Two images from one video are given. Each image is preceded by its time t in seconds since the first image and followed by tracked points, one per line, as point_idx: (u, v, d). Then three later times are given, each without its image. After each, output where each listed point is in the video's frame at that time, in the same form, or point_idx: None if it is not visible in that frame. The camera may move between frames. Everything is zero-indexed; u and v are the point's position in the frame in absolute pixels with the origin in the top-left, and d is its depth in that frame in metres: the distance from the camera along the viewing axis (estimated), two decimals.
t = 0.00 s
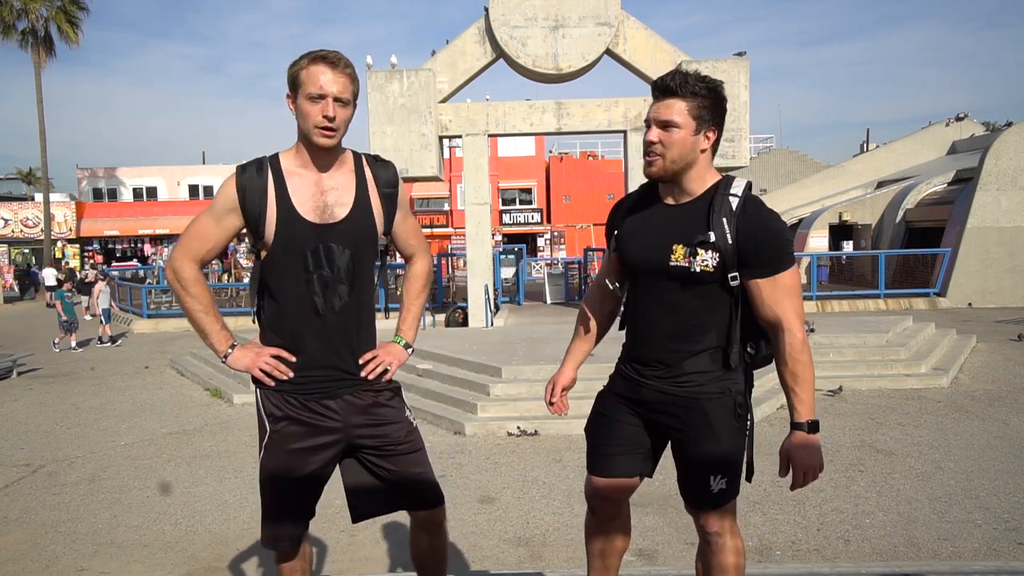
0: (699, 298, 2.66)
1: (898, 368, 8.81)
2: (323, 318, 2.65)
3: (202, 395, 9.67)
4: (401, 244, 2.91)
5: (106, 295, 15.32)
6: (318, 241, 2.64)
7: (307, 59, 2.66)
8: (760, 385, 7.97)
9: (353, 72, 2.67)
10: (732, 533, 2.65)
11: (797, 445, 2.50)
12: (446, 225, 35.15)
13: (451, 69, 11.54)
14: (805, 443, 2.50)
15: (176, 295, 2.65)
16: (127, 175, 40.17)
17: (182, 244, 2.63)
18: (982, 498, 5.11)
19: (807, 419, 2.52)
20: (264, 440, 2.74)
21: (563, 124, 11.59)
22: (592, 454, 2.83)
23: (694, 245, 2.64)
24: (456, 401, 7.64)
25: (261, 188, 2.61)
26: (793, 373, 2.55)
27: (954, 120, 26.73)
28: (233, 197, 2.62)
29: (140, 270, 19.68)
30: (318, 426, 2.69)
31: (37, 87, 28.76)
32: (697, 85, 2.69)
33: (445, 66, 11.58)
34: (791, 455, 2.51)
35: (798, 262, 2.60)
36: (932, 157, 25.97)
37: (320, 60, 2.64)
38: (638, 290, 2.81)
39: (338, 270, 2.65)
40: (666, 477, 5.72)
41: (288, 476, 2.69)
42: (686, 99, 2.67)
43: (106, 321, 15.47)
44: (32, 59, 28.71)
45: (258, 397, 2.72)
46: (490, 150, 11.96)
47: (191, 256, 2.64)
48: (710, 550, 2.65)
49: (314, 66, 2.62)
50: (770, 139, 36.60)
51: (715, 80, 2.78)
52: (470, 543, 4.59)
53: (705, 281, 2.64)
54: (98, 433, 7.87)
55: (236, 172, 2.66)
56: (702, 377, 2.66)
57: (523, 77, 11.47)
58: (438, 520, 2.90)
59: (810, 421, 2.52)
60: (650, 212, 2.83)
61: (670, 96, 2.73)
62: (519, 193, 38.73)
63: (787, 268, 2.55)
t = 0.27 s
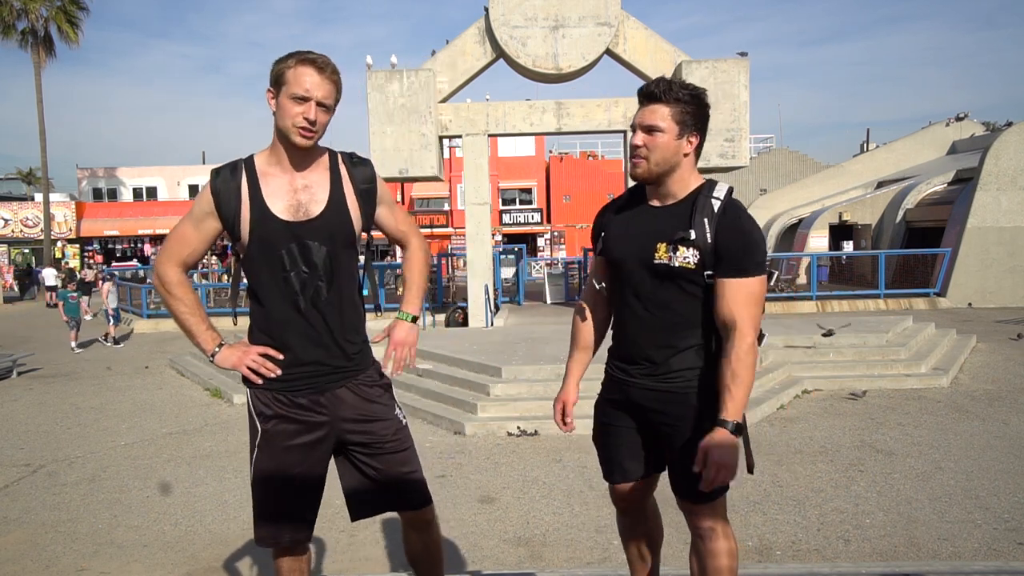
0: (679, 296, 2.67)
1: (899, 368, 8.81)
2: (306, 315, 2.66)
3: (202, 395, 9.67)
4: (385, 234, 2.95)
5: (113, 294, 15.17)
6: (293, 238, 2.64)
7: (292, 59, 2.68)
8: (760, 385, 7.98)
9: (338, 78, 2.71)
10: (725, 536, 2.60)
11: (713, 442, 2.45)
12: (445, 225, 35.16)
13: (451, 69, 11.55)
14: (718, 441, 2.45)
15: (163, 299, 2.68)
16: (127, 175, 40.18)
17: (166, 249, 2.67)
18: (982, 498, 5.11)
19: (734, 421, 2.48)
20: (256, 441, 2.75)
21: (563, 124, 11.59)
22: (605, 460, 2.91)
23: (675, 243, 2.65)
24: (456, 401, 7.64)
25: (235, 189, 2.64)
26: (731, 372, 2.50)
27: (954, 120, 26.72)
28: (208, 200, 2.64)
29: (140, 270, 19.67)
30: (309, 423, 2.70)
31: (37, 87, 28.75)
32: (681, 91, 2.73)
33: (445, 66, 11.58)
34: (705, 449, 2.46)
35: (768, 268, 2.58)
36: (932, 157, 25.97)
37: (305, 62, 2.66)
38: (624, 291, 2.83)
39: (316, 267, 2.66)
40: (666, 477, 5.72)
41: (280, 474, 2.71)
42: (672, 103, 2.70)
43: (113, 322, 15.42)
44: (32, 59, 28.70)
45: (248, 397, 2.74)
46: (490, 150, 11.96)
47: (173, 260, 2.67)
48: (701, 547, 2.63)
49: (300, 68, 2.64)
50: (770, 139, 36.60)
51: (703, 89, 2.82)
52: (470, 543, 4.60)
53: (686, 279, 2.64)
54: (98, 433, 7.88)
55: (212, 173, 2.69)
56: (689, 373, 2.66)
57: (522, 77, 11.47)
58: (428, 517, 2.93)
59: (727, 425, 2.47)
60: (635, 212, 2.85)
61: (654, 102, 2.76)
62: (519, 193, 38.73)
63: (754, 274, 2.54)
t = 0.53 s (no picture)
0: (661, 288, 2.75)
1: (899, 368, 8.80)
2: (309, 312, 2.68)
3: (202, 395, 9.67)
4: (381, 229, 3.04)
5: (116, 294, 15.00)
6: (294, 237, 2.65)
7: (300, 61, 2.69)
8: (760, 385, 7.98)
9: (346, 82, 2.76)
10: (708, 537, 2.65)
11: (614, 370, 2.62)
12: (445, 225, 35.15)
13: (451, 69, 11.54)
14: (616, 370, 2.62)
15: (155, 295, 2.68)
16: (127, 175, 40.18)
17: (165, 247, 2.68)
18: (983, 498, 5.11)
19: (643, 365, 2.61)
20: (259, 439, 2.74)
21: (563, 124, 11.59)
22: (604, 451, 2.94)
23: (653, 240, 2.72)
24: (456, 402, 7.63)
25: (235, 190, 2.64)
26: (667, 337, 2.61)
27: (954, 119, 26.70)
28: (208, 201, 2.64)
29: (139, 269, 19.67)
30: (314, 419, 2.71)
31: (37, 87, 28.74)
32: (652, 98, 2.84)
33: (445, 66, 11.58)
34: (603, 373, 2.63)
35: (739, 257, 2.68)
36: (932, 157, 25.96)
37: (314, 64, 2.68)
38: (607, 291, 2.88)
39: (317, 265, 2.67)
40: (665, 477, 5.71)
41: (284, 473, 2.70)
42: (644, 108, 2.82)
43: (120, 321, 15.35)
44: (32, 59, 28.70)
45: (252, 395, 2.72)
46: (489, 150, 11.96)
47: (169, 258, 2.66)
48: (688, 544, 2.67)
49: (311, 69, 2.66)
50: (770, 139, 36.60)
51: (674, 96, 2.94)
52: (470, 543, 4.59)
53: (665, 273, 2.72)
54: (98, 433, 7.88)
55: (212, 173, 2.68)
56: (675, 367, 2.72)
57: (522, 77, 11.47)
58: (424, 516, 2.94)
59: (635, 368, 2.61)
60: (613, 213, 2.92)
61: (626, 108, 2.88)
62: (519, 193, 38.73)
63: (722, 262, 2.63)
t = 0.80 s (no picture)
0: (652, 286, 2.75)
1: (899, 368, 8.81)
2: (334, 309, 2.71)
3: (202, 395, 9.67)
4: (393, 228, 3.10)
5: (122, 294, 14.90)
6: (322, 235, 2.69)
7: (325, 62, 2.76)
8: (760, 385, 7.98)
9: (370, 82, 2.81)
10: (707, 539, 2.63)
11: (660, 407, 2.60)
12: (445, 225, 35.15)
13: (451, 69, 11.55)
14: (658, 399, 2.61)
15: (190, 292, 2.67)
16: (127, 175, 40.19)
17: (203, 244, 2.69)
18: (982, 498, 5.11)
19: (672, 383, 2.60)
20: (275, 435, 2.73)
21: (563, 124, 11.59)
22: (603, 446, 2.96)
23: (635, 238, 2.75)
24: (456, 401, 7.64)
25: (266, 188, 2.66)
26: (682, 345, 2.61)
27: (954, 119, 26.69)
28: (239, 198, 2.66)
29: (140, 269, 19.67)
30: (331, 417, 2.73)
31: (37, 86, 28.74)
32: (619, 102, 2.89)
33: (445, 66, 11.58)
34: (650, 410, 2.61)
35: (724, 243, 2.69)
36: (932, 157, 25.95)
37: (340, 65, 2.74)
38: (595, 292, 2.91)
39: (343, 263, 2.71)
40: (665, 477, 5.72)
41: (298, 472, 2.70)
42: (613, 112, 2.87)
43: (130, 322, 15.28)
44: (32, 59, 28.70)
45: (274, 390, 2.73)
46: (490, 150, 11.96)
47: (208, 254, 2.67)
48: (685, 543, 2.66)
49: (336, 71, 2.72)
50: (770, 139, 36.61)
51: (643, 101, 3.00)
52: (470, 543, 4.60)
53: (651, 270, 2.73)
54: (98, 433, 7.88)
55: (241, 171, 2.70)
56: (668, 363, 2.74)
57: (522, 77, 11.47)
58: (412, 520, 2.96)
59: (669, 388, 2.61)
60: (598, 214, 2.96)
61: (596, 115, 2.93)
62: (519, 193, 38.74)
63: (709, 251, 2.64)
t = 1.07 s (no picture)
0: (648, 282, 2.74)
1: (899, 368, 8.81)
2: (377, 302, 2.80)
3: (202, 395, 9.68)
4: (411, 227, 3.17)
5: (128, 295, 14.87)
6: (369, 230, 2.74)
7: (368, 65, 2.80)
8: (760, 385, 7.98)
9: (411, 85, 2.87)
10: (711, 541, 2.64)
11: (727, 379, 2.54)
12: (445, 226, 35.17)
13: (451, 69, 11.54)
14: (726, 376, 2.55)
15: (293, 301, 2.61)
16: (127, 175, 40.17)
17: (268, 260, 2.62)
18: (982, 498, 5.11)
19: (737, 355, 2.56)
20: (319, 434, 2.78)
21: (563, 124, 11.59)
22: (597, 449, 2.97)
23: (631, 229, 2.77)
24: (456, 401, 7.64)
25: (317, 184, 2.66)
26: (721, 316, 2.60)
27: (955, 119, 26.67)
28: (291, 192, 2.62)
29: (139, 269, 19.67)
30: (374, 407, 2.82)
31: (37, 86, 28.74)
32: (610, 105, 2.92)
33: (445, 66, 11.58)
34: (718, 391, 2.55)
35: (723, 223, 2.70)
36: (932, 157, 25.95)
37: (381, 67, 2.79)
38: (591, 288, 2.94)
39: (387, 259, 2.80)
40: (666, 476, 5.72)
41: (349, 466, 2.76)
42: (601, 114, 2.91)
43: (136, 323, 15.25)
44: (32, 59, 28.72)
45: (315, 387, 2.78)
46: (490, 150, 11.96)
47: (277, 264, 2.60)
48: (686, 544, 2.67)
49: (379, 73, 2.77)
50: (770, 139, 36.61)
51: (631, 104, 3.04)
52: (470, 543, 4.60)
53: (647, 261, 2.73)
54: (98, 433, 7.89)
55: (290, 166, 2.67)
56: (661, 361, 2.72)
57: (523, 77, 11.48)
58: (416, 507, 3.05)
59: (736, 357, 2.56)
60: (594, 214, 3.00)
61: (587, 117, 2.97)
62: (519, 193, 38.74)
63: (713, 225, 2.66)
